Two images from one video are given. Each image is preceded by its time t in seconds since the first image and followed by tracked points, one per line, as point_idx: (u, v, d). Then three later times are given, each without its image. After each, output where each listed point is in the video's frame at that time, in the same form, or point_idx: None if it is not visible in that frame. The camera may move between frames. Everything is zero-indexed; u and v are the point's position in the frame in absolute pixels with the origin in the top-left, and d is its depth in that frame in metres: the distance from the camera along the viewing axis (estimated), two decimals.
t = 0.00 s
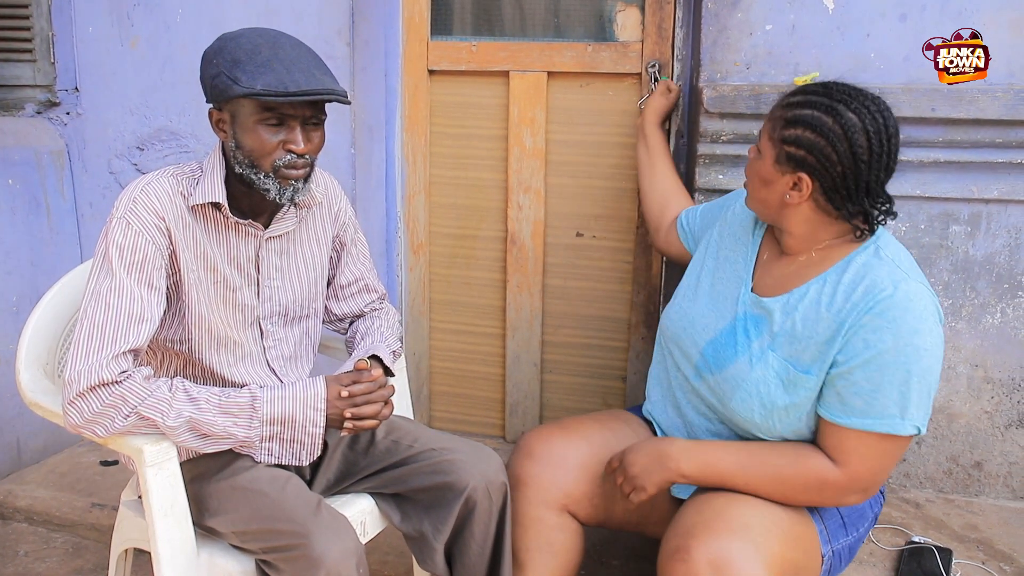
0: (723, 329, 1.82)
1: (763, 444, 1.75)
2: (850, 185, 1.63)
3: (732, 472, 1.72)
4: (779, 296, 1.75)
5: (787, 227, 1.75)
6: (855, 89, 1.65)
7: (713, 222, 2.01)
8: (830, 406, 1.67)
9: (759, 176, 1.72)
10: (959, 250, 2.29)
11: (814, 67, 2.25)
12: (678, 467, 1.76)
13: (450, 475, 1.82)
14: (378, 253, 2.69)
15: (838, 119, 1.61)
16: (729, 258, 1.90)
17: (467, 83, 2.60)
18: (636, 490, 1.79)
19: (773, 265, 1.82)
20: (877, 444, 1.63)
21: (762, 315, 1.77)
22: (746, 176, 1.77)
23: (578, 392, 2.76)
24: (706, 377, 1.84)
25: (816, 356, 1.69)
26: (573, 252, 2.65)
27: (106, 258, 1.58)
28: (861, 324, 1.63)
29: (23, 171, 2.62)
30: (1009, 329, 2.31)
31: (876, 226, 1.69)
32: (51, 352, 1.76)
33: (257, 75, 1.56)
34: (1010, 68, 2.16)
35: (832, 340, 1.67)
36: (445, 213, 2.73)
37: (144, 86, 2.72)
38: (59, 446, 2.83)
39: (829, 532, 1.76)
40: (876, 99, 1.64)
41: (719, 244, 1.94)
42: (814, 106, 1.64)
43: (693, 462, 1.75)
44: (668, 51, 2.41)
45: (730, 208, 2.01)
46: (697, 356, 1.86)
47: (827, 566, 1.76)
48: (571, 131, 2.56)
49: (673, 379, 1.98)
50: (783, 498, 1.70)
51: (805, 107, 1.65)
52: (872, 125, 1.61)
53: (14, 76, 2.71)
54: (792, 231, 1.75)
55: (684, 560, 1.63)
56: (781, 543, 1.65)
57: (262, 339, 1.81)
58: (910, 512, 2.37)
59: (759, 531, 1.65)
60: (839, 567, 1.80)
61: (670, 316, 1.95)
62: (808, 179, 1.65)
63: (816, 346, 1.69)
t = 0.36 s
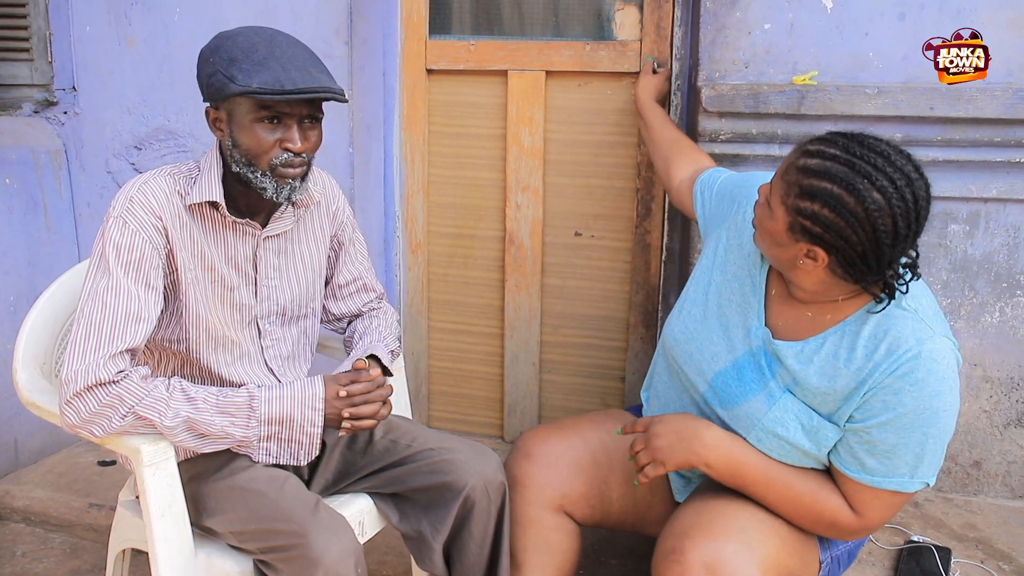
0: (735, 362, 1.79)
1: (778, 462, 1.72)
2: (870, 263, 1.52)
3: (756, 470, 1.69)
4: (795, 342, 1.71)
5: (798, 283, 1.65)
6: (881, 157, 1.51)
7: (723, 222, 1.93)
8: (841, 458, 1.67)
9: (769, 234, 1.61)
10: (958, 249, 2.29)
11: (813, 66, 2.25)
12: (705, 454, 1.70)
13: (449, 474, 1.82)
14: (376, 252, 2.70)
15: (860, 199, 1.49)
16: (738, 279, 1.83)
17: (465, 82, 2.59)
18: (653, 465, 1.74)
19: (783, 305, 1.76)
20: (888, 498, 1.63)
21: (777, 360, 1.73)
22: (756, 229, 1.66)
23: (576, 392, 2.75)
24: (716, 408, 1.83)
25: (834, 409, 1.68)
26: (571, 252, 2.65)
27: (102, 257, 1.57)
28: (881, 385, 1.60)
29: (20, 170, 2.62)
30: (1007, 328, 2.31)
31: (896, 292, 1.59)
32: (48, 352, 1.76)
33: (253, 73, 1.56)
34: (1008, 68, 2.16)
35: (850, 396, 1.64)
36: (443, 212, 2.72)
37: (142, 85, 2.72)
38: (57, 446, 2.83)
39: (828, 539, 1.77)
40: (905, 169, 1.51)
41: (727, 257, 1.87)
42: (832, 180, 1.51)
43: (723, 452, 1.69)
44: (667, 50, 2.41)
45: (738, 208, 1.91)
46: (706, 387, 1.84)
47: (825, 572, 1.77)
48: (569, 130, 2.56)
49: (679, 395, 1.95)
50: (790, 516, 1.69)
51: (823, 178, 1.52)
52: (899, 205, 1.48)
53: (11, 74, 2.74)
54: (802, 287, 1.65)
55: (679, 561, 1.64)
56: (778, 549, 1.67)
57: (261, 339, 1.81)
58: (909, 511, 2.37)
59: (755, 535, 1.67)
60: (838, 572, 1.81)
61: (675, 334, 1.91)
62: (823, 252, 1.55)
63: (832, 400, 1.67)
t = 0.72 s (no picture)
0: (716, 357, 1.79)
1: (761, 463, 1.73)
2: (848, 257, 1.52)
3: (730, 478, 1.70)
4: (775, 335, 1.70)
5: (779, 274, 1.65)
6: (862, 150, 1.52)
7: (716, 216, 1.92)
8: (820, 450, 1.67)
9: (751, 225, 1.62)
10: (958, 248, 2.29)
11: (813, 65, 2.25)
12: (678, 463, 1.72)
13: (449, 475, 1.82)
14: (376, 252, 2.70)
15: (839, 190, 1.49)
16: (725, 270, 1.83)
17: (464, 82, 2.59)
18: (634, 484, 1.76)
19: (768, 297, 1.75)
20: (868, 489, 1.63)
21: (757, 352, 1.73)
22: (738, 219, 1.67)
23: (576, 391, 2.75)
24: (697, 403, 1.82)
25: (810, 402, 1.68)
26: (571, 252, 2.65)
27: (93, 257, 1.57)
28: (857, 375, 1.60)
29: (19, 170, 2.61)
30: (1008, 328, 2.31)
31: (875, 287, 1.59)
32: (47, 351, 1.75)
33: (225, 64, 1.56)
34: (1009, 68, 2.16)
35: (827, 387, 1.65)
36: (442, 212, 2.72)
37: (140, 85, 2.71)
38: (55, 446, 2.82)
39: (816, 536, 1.76)
40: (886, 163, 1.51)
41: (715, 249, 1.87)
42: (813, 171, 1.51)
43: (695, 460, 1.71)
44: (667, 49, 2.41)
45: (729, 201, 1.92)
46: (689, 381, 1.83)
47: (815, 569, 1.77)
48: (570, 130, 2.55)
49: (664, 391, 1.95)
50: (771, 516, 1.70)
51: (804, 169, 1.52)
52: (878, 199, 1.48)
53: (9, 74, 2.73)
54: (783, 279, 1.65)
55: (660, 567, 1.64)
56: (763, 550, 1.66)
57: (252, 336, 1.81)
58: (909, 510, 2.37)
59: (737, 537, 1.67)
60: (830, 569, 1.81)
61: (663, 329, 1.91)
62: (802, 244, 1.55)
63: (809, 392, 1.67)
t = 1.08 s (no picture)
0: (728, 355, 1.79)
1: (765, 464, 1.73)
2: (870, 262, 1.54)
3: (735, 479, 1.71)
4: (789, 334, 1.71)
5: (795, 274, 1.66)
6: (891, 154, 1.51)
7: (731, 210, 1.93)
8: (830, 449, 1.67)
9: (772, 226, 1.61)
10: (958, 249, 2.29)
11: (813, 66, 2.25)
12: (683, 464, 1.73)
13: (450, 475, 1.82)
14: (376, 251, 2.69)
15: (868, 197, 1.49)
16: (739, 268, 1.84)
17: (464, 82, 2.60)
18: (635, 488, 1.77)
19: (782, 296, 1.76)
20: (875, 490, 1.64)
21: (770, 351, 1.74)
22: (757, 217, 1.66)
23: (576, 391, 2.76)
24: (705, 400, 1.83)
25: (822, 402, 1.68)
26: (571, 252, 2.65)
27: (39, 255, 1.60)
28: (870, 375, 1.60)
29: (20, 170, 2.61)
30: (1007, 328, 2.32)
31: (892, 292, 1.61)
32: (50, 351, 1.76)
33: (148, 56, 1.63)
34: (1008, 68, 2.16)
35: (839, 387, 1.65)
36: (443, 212, 2.73)
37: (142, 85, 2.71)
38: (57, 447, 2.83)
39: (817, 536, 1.77)
40: (914, 170, 1.51)
41: (729, 246, 1.87)
42: (841, 176, 1.51)
43: (699, 461, 1.73)
44: (667, 50, 2.42)
45: (742, 197, 1.92)
46: (699, 377, 1.84)
47: (818, 570, 1.77)
48: (570, 130, 2.56)
49: (671, 386, 1.95)
50: (777, 518, 1.70)
51: (831, 173, 1.52)
52: (905, 205, 1.49)
53: (10, 75, 2.73)
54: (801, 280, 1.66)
55: (664, 566, 1.64)
56: (767, 550, 1.67)
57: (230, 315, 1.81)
58: (909, 510, 2.38)
59: (740, 537, 1.67)
60: (832, 569, 1.82)
61: (674, 323, 1.92)
62: (824, 248, 1.56)
63: (823, 391, 1.67)
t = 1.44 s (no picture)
0: (746, 357, 1.79)
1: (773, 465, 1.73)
2: (903, 271, 1.53)
3: (746, 479, 1.72)
4: (808, 338, 1.70)
5: (817, 280, 1.65)
6: (934, 166, 1.50)
7: (746, 206, 1.90)
8: (848, 452, 1.67)
9: (802, 232, 1.60)
10: (958, 249, 2.30)
11: (813, 67, 2.25)
12: (694, 464, 1.73)
13: (452, 475, 1.82)
14: (375, 251, 2.68)
15: (909, 208, 1.48)
16: (757, 269, 1.83)
17: (464, 83, 2.60)
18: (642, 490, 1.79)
19: (800, 298, 1.75)
20: (890, 494, 1.65)
21: (790, 354, 1.73)
22: (783, 219, 1.65)
23: (577, 392, 2.76)
24: (720, 401, 1.83)
25: (841, 405, 1.68)
26: (571, 252, 2.65)
27: None
28: (894, 380, 1.61)
29: (20, 170, 2.61)
30: (1007, 328, 2.32)
31: (917, 299, 1.58)
32: (54, 357, 1.81)
33: (115, 68, 1.73)
34: (1008, 69, 2.17)
35: (861, 390, 1.65)
36: (443, 212, 2.73)
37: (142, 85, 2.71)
38: (56, 447, 2.82)
39: (826, 538, 1.77)
40: (955, 181, 1.50)
41: (746, 246, 1.85)
42: (884, 186, 1.49)
43: (707, 462, 1.73)
44: (667, 50, 2.42)
45: (759, 194, 1.88)
46: (717, 378, 1.84)
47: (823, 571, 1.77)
48: (569, 130, 2.56)
49: (683, 383, 1.95)
50: (789, 519, 1.71)
51: (874, 182, 1.50)
52: (946, 217, 1.48)
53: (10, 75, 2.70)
54: (822, 285, 1.65)
55: (673, 563, 1.65)
56: (775, 551, 1.67)
57: (196, 285, 1.87)
58: (909, 511, 2.38)
59: (750, 535, 1.67)
60: (837, 571, 1.82)
61: (690, 322, 1.92)
62: (857, 255, 1.54)
63: (844, 395, 1.67)
